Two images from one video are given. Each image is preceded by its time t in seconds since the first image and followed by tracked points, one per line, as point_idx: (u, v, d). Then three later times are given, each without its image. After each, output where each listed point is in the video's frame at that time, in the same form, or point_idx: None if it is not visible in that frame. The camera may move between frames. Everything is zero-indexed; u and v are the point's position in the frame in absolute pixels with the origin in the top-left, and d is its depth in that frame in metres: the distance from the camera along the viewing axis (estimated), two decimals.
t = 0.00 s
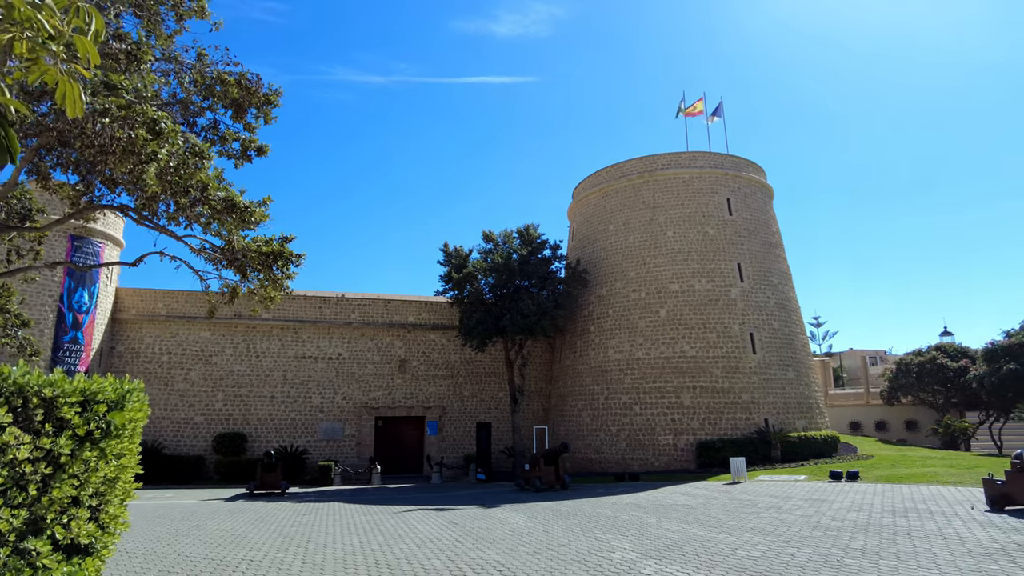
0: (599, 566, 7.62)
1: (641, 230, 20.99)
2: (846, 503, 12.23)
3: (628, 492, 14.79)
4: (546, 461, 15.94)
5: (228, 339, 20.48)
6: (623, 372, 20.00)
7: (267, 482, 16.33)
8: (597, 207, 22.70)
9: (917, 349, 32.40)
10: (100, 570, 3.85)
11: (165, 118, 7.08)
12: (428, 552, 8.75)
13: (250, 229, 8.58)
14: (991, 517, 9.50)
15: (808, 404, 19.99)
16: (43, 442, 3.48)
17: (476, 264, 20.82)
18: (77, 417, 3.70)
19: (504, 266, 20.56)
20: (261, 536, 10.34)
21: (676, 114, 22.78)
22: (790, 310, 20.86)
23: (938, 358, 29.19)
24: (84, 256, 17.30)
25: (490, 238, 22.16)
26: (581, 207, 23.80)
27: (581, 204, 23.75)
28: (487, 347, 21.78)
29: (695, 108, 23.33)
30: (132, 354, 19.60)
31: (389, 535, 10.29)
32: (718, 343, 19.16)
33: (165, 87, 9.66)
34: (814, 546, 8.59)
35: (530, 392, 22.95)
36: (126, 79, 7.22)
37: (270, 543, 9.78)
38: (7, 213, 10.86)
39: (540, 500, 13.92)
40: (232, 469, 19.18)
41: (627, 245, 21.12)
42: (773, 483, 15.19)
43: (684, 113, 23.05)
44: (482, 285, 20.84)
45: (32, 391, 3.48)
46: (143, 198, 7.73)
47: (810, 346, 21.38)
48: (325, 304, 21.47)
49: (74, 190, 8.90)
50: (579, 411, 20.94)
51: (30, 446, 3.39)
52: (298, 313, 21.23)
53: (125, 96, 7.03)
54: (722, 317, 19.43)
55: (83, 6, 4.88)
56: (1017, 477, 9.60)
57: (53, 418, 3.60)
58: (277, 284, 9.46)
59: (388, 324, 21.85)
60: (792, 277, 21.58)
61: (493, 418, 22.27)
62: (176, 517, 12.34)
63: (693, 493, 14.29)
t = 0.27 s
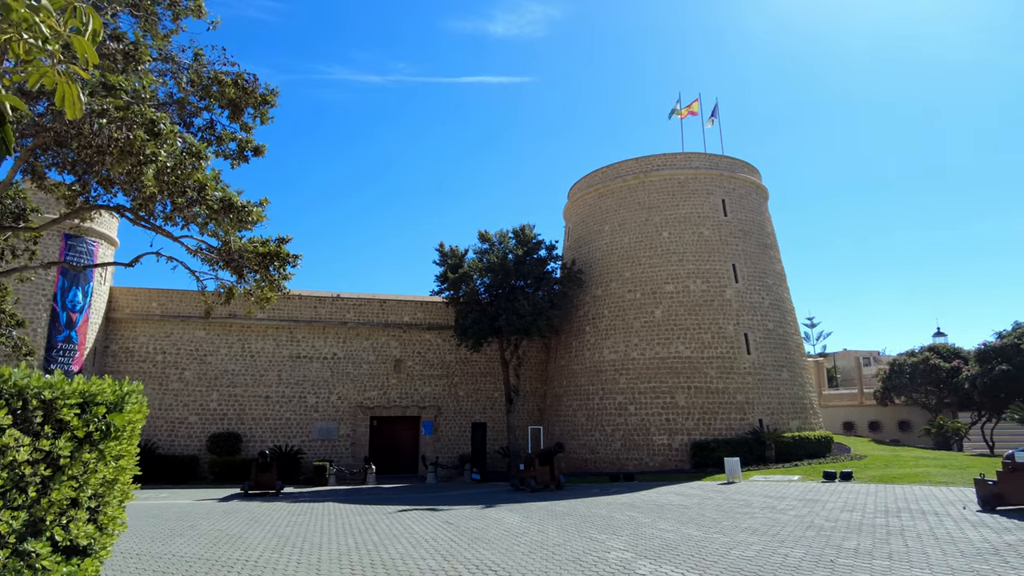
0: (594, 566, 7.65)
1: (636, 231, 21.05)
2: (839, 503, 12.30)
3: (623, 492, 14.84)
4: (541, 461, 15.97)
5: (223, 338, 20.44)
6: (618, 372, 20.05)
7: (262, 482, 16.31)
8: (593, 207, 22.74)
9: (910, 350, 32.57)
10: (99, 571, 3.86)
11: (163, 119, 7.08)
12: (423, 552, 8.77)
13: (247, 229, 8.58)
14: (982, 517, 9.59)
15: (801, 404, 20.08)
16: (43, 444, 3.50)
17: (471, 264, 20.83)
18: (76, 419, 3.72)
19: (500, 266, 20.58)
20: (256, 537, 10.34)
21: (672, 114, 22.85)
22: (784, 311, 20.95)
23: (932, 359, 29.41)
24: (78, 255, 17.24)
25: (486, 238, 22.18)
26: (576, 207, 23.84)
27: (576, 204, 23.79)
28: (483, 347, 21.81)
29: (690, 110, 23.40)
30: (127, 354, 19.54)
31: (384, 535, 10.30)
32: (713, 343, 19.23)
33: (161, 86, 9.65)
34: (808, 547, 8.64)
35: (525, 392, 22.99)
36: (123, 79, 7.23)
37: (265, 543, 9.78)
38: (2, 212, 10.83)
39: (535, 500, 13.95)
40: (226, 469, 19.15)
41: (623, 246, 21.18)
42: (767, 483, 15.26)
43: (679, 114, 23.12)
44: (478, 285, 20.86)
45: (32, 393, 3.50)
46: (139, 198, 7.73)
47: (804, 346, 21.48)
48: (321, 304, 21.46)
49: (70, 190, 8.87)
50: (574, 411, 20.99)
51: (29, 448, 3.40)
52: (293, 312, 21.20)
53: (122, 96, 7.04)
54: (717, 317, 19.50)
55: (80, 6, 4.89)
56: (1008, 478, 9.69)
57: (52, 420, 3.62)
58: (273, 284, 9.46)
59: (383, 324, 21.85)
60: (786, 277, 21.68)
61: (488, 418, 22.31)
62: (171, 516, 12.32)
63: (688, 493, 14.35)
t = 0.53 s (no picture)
0: (589, 566, 7.68)
1: (631, 231, 21.11)
2: (832, 503, 12.37)
3: (617, 492, 14.89)
4: (535, 461, 15.99)
5: (217, 338, 20.37)
6: (612, 372, 20.10)
7: (256, 481, 16.26)
8: (588, 207, 22.79)
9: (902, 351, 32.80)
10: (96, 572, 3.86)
11: (160, 117, 7.07)
12: (417, 552, 8.77)
13: (243, 229, 8.56)
14: (972, 517, 9.67)
15: (794, 404, 20.18)
16: (42, 444, 3.50)
17: (466, 264, 20.83)
18: (75, 419, 3.72)
19: (495, 266, 20.59)
20: (250, 537, 10.32)
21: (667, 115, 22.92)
22: (778, 311, 21.05)
23: (923, 360, 29.73)
24: (71, 253, 17.14)
25: (480, 238, 22.19)
26: (571, 207, 23.88)
27: (571, 204, 23.83)
28: (477, 346, 21.82)
29: (684, 111, 23.49)
30: (119, 353, 19.45)
31: (378, 535, 10.30)
32: (706, 343, 19.30)
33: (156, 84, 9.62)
34: (801, 546, 8.70)
35: (519, 392, 23.01)
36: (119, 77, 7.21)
37: (259, 543, 9.76)
38: None
39: (529, 500, 13.98)
40: (219, 468, 19.09)
41: (617, 246, 21.23)
42: (760, 483, 15.33)
43: (673, 115, 23.18)
44: (472, 285, 20.86)
45: (31, 393, 3.50)
46: (135, 197, 7.70)
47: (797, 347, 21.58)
48: (315, 303, 21.42)
49: (64, 188, 8.83)
50: (569, 411, 21.02)
51: (27, 449, 3.40)
52: (287, 311, 21.15)
53: (118, 95, 7.02)
54: (711, 317, 19.58)
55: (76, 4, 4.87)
56: (998, 478, 9.78)
57: (51, 420, 3.62)
58: (269, 283, 9.44)
59: (377, 323, 21.83)
60: (779, 278, 21.78)
61: (482, 418, 22.32)
62: (164, 516, 12.27)
63: (682, 493, 14.40)
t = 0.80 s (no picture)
0: (581, 566, 7.71)
1: (624, 231, 21.16)
2: (823, 503, 12.44)
3: (609, 492, 14.93)
4: (528, 461, 16.00)
5: (209, 337, 20.28)
6: (605, 372, 20.15)
7: (249, 481, 16.20)
8: (581, 208, 22.82)
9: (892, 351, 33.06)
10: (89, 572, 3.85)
11: (153, 116, 7.04)
12: (410, 552, 8.77)
13: (237, 228, 8.54)
14: (962, 516, 9.75)
15: (786, 404, 20.29)
16: (34, 444, 3.49)
17: (460, 264, 20.81)
18: (68, 419, 3.71)
19: (488, 266, 20.59)
20: (242, 537, 10.29)
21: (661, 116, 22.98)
22: (770, 312, 21.15)
23: (913, 360, 30.14)
24: (61, 252, 17.01)
25: (474, 238, 22.19)
26: (565, 207, 23.90)
27: (565, 204, 23.86)
28: (470, 346, 21.83)
29: (678, 111, 23.55)
30: (110, 352, 19.34)
31: (371, 535, 10.30)
32: (699, 344, 19.37)
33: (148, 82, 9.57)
34: (792, 546, 8.75)
35: (512, 392, 23.04)
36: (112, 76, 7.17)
37: (251, 543, 9.74)
38: None
39: (522, 500, 13.99)
40: (211, 468, 19.02)
41: (611, 246, 21.28)
42: (752, 483, 15.39)
43: (667, 115, 23.24)
44: (466, 285, 20.84)
45: (23, 393, 3.49)
46: (128, 196, 7.67)
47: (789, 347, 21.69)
48: (308, 302, 21.37)
49: (56, 186, 8.77)
50: (562, 411, 21.05)
51: (20, 449, 3.39)
52: (280, 311, 21.08)
53: (111, 93, 6.99)
54: (704, 318, 19.65)
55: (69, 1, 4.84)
56: (987, 478, 9.87)
57: (44, 420, 3.61)
58: (263, 283, 9.42)
59: (370, 323, 21.79)
60: (772, 279, 21.88)
61: (475, 418, 22.33)
62: (155, 517, 12.21)
63: (674, 493, 14.45)
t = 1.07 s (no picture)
0: (574, 565, 7.73)
1: (618, 232, 21.21)
2: (816, 502, 12.51)
3: (603, 491, 14.96)
4: (522, 461, 16.02)
5: (202, 337, 20.21)
6: (599, 372, 20.19)
7: (241, 481, 16.15)
8: (575, 208, 22.86)
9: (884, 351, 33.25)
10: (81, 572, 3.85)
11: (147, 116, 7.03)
12: (404, 552, 8.77)
13: (230, 228, 8.52)
14: (952, 515, 9.82)
15: (779, 404, 20.37)
16: (27, 445, 3.49)
17: (454, 264, 20.80)
18: (60, 419, 3.70)
19: (482, 266, 20.59)
20: (235, 537, 10.27)
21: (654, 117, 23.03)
22: (763, 312, 21.24)
23: (905, 361, 30.41)
24: (52, 251, 16.90)
25: (468, 238, 22.19)
26: (559, 208, 23.93)
27: (559, 204, 23.89)
28: (464, 346, 21.83)
29: (671, 112, 23.60)
30: (102, 352, 19.24)
31: (364, 535, 10.30)
32: (692, 344, 19.44)
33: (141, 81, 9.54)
34: (784, 545, 8.80)
35: (506, 392, 23.05)
36: (104, 75, 7.15)
37: (244, 543, 9.72)
38: None
39: (516, 500, 14.00)
40: (204, 469, 18.95)
41: (604, 246, 21.32)
42: (745, 483, 15.45)
43: (660, 116, 23.30)
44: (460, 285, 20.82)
45: (15, 394, 3.48)
46: (120, 195, 7.65)
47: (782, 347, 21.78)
48: (301, 302, 21.33)
49: (47, 185, 8.73)
50: (556, 411, 21.09)
51: (12, 449, 3.39)
52: (273, 311, 21.01)
53: (104, 92, 6.97)
54: (697, 318, 19.72)
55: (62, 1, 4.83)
56: (976, 477, 9.95)
57: (36, 420, 3.60)
58: (256, 283, 9.41)
59: (364, 323, 21.76)
60: (765, 279, 21.96)
61: (469, 418, 22.33)
62: (148, 517, 12.16)
63: (667, 492, 14.49)
